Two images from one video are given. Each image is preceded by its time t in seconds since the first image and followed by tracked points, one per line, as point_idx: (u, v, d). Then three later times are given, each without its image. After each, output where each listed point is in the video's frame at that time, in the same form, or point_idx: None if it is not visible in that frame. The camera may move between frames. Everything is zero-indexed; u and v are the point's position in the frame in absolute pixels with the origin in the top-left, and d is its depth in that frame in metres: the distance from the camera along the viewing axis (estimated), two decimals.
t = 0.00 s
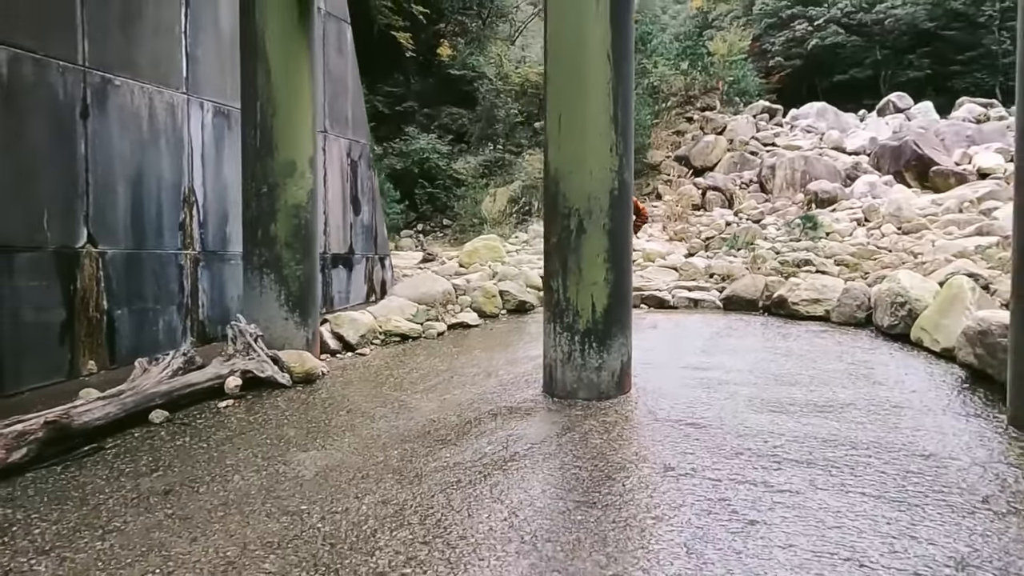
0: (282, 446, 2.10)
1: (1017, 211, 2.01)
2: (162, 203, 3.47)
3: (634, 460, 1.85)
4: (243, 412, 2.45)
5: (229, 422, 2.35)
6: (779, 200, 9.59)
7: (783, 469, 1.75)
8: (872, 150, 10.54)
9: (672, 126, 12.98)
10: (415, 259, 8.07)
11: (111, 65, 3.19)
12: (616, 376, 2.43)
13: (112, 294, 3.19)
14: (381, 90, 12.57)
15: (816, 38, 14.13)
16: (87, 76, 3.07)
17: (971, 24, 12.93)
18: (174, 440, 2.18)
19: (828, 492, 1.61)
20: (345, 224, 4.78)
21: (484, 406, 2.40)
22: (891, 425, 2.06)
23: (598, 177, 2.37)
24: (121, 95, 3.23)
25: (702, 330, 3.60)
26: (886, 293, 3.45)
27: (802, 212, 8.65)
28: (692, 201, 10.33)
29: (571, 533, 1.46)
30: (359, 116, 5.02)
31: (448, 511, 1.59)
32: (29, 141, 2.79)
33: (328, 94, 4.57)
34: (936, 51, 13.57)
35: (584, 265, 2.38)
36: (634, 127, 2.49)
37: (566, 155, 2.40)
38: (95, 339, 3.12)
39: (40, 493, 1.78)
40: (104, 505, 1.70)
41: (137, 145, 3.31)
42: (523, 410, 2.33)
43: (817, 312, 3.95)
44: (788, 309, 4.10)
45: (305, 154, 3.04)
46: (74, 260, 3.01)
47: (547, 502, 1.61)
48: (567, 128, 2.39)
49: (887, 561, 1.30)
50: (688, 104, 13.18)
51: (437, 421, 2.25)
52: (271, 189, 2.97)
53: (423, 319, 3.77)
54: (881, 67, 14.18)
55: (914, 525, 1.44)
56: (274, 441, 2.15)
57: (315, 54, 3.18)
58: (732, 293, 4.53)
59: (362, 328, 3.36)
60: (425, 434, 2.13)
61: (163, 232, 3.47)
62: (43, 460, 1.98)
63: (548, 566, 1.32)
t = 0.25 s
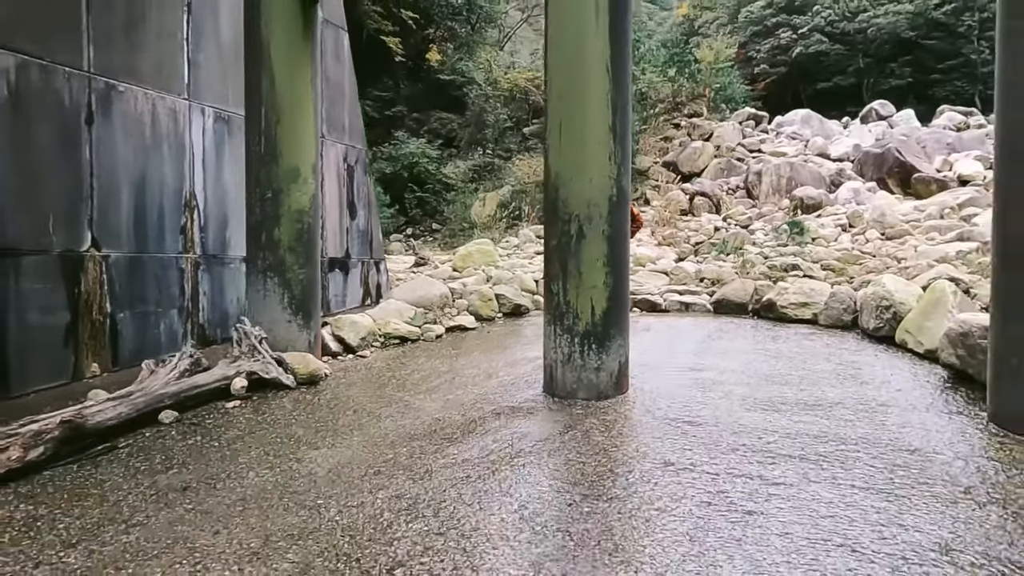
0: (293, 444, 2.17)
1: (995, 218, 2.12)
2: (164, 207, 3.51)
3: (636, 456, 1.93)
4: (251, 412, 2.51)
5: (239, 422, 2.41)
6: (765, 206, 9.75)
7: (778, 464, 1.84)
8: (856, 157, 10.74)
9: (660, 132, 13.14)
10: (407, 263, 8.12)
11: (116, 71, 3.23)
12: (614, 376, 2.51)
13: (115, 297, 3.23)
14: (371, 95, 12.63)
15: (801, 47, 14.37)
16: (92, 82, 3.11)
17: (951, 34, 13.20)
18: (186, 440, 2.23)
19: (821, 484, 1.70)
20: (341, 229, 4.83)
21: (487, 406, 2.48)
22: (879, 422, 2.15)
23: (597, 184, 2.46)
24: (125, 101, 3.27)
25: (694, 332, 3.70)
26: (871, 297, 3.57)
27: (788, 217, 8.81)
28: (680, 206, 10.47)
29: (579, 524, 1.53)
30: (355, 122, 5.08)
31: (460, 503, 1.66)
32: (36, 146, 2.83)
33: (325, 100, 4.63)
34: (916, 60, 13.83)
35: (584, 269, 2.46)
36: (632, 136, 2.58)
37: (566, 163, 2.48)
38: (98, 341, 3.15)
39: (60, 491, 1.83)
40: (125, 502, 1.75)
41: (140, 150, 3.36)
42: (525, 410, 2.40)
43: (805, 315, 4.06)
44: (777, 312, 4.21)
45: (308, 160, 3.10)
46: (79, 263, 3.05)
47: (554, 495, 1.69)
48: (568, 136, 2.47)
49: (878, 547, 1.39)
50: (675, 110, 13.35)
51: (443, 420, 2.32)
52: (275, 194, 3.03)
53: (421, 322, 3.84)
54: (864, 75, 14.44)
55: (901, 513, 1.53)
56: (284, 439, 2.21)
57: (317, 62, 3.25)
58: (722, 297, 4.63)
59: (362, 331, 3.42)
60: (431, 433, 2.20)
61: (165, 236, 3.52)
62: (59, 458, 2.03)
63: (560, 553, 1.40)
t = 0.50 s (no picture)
0: (296, 444, 2.22)
1: (973, 225, 2.24)
2: (164, 213, 3.56)
3: (629, 454, 2.00)
4: (252, 414, 2.56)
5: (241, 423, 2.46)
6: (754, 213, 9.89)
7: (765, 461, 1.92)
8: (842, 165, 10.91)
9: (650, 140, 13.29)
10: (400, 268, 8.18)
11: (117, 78, 3.28)
12: (607, 378, 2.59)
13: (115, 301, 3.27)
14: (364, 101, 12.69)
15: (789, 56, 14.58)
16: (94, 90, 3.16)
17: (936, 44, 13.53)
18: (190, 440, 2.28)
19: (806, 479, 1.78)
20: (337, 234, 4.89)
21: (484, 407, 2.54)
22: (862, 422, 2.24)
23: (591, 192, 2.54)
24: (126, 108, 3.32)
25: (685, 336, 3.78)
26: (856, 302, 3.67)
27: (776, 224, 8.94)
28: (670, 213, 10.59)
29: (576, 517, 1.60)
30: (351, 128, 5.15)
31: (461, 499, 1.73)
32: (39, 153, 2.88)
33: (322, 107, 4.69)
34: (903, 69, 14.10)
35: (579, 274, 2.54)
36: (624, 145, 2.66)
37: (561, 171, 2.56)
38: (99, 345, 3.20)
39: (69, 489, 1.88)
40: (134, 499, 1.81)
41: (140, 156, 3.41)
42: (521, 411, 2.47)
43: (792, 319, 4.15)
44: (765, 317, 4.30)
45: (307, 167, 3.16)
46: (80, 268, 3.09)
47: (552, 490, 1.76)
48: (563, 145, 2.55)
49: (858, 537, 1.47)
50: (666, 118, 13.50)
51: (441, 421, 2.39)
52: (275, 201, 3.09)
53: (417, 326, 3.90)
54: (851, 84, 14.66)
55: (881, 506, 1.61)
56: (287, 439, 2.27)
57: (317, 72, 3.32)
58: (711, 302, 4.73)
59: (359, 335, 3.48)
60: (430, 433, 2.26)
61: (165, 242, 3.56)
62: (67, 458, 2.08)
63: (558, 545, 1.47)
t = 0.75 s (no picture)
0: (295, 440, 2.29)
1: (948, 229, 2.34)
2: (163, 216, 3.62)
3: (617, 448, 2.08)
4: (251, 412, 2.63)
5: (240, 421, 2.52)
6: (745, 219, 10.01)
7: (747, 455, 2.00)
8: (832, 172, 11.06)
9: (643, 146, 13.43)
10: (394, 272, 8.24)
11: (119, 84, 3.35)
12: (597, 378, 2.66)
13: (115, 303, 3.33)
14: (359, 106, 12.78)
15: (780, 64, 14.76)
16: (96, 95, 3.22)
17: (924, 53, 13.77)
18: (191, 437, 2.35)
19: (785, 471, 1.86)
20: (332, 238, 4.95)
21: (477, 405, 2.62)
22: (841, 419, 2.33)
23: (581, 197, 2.62)
24: (127, 113, 3.39)
25: (674, 339, 3.87)
26: (840, 305, 3.76)
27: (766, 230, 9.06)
28: (662, 219, 10.71)
29: (566, 506, 1.68)
30: (347, 134, 5.22)
31: (456, 490, 1.80)
32: (42, 157, 2.94)
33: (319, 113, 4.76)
34: (892, 78, 14.31)
35: (570, 277, 2.62)
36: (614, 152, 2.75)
37: (553, 176, 2.64)
38: (99, 345, 3.25)
39: (75, 482, 1.94)
40: (139, 491, 1.87)
41: (141, 160, 3.47)
42: (513, 409, 2.55)
43: (778, 322, 4.25)
44: (752, 320, 4.40)
45: (305, 172, 3.23)
46: (81, 269, 3.15)
47: (542, 482, 1.84)
48: (554, 151, 2.64)
49: (832, 523, 1.55)
50: (658, 125, 13.64)
51: (436, 418, 2.46)
52: (274, 205, 3.16)
53: (411, 328, 3.97)
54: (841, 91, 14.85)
55: (856, 496, 1.70)
56: (285, 436, 2.34)
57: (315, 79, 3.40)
58: (701, 306, 4.82)
59: (355, 336, 3.55)
60: (425, 430, 2.34)
61: (164, 245, 3.63)
62: (72, 453, 2.14)
63: (548, 531, 1.55)
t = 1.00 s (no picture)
0: (298, 438, 2.36)
1: (929, 234, 2.44)
2: (165, 220, 3.69)
3: (610, 445, 2.16)
4: (255, 412, 2.70)
5: (243, 420, 2.59)
6: (737, 224, 10.13)
7: (735, 451, 2.09)
8: (823, 178, 11.20)
9: (637, 152, 13.55)
10: (391, 276, 8.33)
11: (124, 92, 3.42)
12: (592, 378, 2.75)
13: (118, 305, 3.39)
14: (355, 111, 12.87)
15: (773, 70, 14.92)
16: (101, 102, 3.29)
17: (915, 60, 13.97)
18: (196, 435, 2.42)
19: (771, 466, 1.95)
20: (331, 243, 5.02)
21: (474, 405, 2.70)
22: (826, 417, 2.41)
23: (576, 203, 2.70)
24: (131, 120, 3.46)
25: (667, 341, 3.96)
26: (828, 308, 3.86)
27: (758, 235, 9.18)
28: (655, 224, 10.82)
29: (561, 499, 1.76)
30: (345, 140, 5.30)
31: (456, 484, 1.88)
32: (49, 163, 3.00)
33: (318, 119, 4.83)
34: (883, 85, 14.49)
35: (565, 281, 2.70)
36: (607, 159, 2.84)
37: (548, 183, 2.73)
38: (102, 347, 3.31)
39: (86, 477, 2.00)
40: (149, 486, 1.94)
41: (144, 165, 3.54)
42: (509, 408, 2.63)
43: (769, 325, 4.34)
44: (743, 323, 4.49)
45: (306, 178, 3.31)
46: (85, 273, 3.21)
47: (539, 476, 1.92)
48: (550, 159, 2.72)
49: (814, 514, 1.63)
50: (652, 130, 13.77)
51: (435, 418, 2.53)
52: (276, 209, 3.23)
53: (409, 331, 4.05)
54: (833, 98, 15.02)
55: (837, 489, 1.78)
56: (289, 435, 2.41)
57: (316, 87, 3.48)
58: (693, 309, 4.91)
59: (355, 338, 3.62)
60: (424, 428, 2.41)
61: (166, 249, 3.69)
62: (82, 450, 2.20)
63: (544, 521, 1.62)
